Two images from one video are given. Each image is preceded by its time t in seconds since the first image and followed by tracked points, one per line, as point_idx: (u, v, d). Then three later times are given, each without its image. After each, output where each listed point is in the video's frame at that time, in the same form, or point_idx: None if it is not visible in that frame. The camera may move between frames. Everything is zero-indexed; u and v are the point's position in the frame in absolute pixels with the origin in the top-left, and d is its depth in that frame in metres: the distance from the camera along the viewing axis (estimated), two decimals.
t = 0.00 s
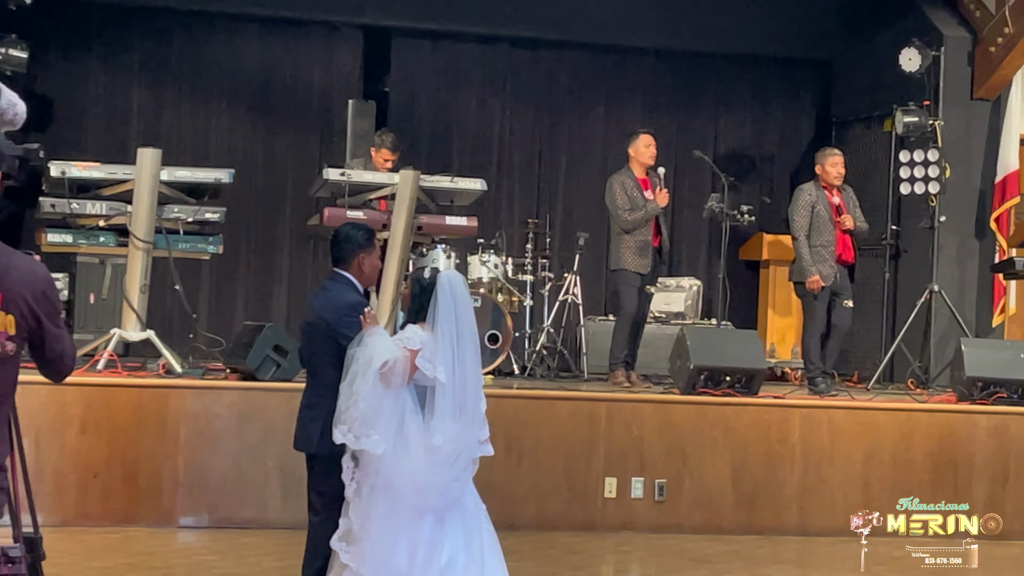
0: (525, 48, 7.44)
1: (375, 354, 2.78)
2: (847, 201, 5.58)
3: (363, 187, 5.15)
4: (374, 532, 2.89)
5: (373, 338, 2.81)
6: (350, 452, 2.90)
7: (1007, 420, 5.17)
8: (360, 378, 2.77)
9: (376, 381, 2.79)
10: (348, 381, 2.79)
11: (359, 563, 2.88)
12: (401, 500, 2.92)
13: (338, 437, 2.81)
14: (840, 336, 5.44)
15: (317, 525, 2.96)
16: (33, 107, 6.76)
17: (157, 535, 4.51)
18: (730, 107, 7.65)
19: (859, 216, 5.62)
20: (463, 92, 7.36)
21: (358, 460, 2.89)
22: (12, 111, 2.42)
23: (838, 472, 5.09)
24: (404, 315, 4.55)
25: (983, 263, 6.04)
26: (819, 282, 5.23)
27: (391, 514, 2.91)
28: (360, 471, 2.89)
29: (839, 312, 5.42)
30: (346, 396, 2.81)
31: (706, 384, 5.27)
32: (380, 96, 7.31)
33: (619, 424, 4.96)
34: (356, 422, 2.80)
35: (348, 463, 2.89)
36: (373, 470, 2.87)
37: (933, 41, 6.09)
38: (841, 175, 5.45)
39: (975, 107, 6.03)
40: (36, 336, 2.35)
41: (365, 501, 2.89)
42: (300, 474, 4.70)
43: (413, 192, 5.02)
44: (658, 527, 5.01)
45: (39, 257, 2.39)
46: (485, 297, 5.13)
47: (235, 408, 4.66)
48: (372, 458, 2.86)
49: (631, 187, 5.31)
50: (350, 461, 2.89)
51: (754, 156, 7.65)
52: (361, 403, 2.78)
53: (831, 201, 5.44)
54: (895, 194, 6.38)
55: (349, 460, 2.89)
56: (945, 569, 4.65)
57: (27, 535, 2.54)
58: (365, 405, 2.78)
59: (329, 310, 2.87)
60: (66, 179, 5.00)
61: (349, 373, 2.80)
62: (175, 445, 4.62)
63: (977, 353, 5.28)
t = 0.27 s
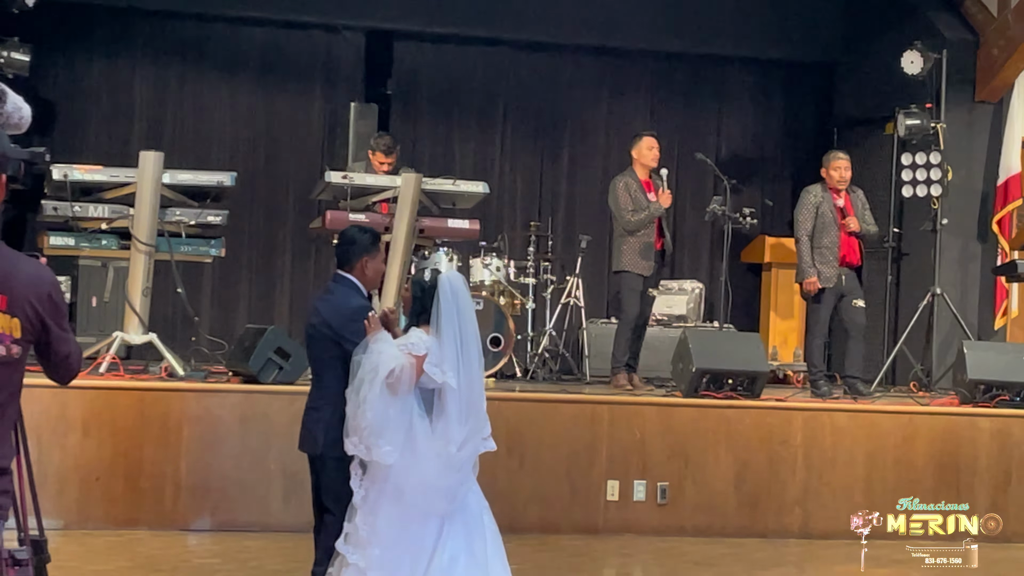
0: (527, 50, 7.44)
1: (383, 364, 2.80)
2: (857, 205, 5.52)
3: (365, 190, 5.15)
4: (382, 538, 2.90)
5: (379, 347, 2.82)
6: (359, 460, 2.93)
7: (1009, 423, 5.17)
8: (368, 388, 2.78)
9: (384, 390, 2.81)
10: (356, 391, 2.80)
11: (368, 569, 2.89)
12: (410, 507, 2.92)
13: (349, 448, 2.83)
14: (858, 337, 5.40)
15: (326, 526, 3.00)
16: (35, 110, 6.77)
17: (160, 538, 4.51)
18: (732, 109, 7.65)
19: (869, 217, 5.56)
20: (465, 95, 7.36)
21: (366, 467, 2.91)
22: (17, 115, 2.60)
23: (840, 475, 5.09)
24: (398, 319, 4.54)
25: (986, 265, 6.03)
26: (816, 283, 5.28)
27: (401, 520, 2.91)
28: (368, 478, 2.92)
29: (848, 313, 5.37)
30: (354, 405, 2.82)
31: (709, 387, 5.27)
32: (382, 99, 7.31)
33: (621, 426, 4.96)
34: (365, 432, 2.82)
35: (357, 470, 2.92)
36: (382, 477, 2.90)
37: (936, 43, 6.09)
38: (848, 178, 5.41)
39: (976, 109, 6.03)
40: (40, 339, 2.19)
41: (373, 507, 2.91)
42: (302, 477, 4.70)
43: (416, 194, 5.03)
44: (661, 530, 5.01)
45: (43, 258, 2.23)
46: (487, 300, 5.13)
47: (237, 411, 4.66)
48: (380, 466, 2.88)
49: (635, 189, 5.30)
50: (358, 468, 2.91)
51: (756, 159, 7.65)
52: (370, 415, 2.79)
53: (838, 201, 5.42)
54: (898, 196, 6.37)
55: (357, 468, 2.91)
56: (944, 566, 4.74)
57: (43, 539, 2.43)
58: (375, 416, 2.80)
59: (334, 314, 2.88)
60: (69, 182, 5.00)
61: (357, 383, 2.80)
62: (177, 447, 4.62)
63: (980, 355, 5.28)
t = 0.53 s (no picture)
0: (529, 53, 7.44)
1: (389, 370, 2.81)
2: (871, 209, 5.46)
3: (367, 193, 5.15)
4: (395, 545, 2.88)
5: (385, 354, 2.83)
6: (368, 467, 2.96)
7: (1012, 426, 5.17)
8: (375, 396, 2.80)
9: (391, 397, 2.82)
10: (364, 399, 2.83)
11: None
12: (422, 514, 2.88)
13: (358, 456, 2.85)
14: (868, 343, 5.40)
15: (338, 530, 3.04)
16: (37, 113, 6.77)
17: (163, 541, 4.52)
18: (734, 111, 7.65)
19: (884, 221, 5.46)
20: (467, 97, 7.36)
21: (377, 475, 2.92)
22: (23, 119, 2.38)
23: (842, 477, 5.08)
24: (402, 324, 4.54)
25: (988, 268, 6.03)
26: (821, 284, 5.28)
27: (412, 528, 2.88)
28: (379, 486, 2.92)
29: (858, 317, 5.34)
30: (362, 414, 2.85)
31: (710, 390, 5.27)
32: (384, 102, 7.31)
33: (623, 429, 4.96)
34: (375, 439, 2.84)
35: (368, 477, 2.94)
36: (392, 484, 2.91)
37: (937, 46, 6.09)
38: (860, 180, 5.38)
39: (978, 112, 6.03)
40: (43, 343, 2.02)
41: (385, 515, 2.91)
42: (304, 480, 4.71)
43: (418, 198, 5.03)
44: (663, 533, 5.01)
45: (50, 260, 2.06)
46: (489, 304, 5.12)
47: (239, 414, 4.66)
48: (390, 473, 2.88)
49: (637, 191, 5.31)
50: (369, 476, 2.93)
51: (758, 161, 7.65)
52: (379, 421, 2.81)
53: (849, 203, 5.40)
54: (899, 199, 6.37)
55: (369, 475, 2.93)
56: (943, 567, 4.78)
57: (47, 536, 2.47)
58: (383, 422, 2.81)
59: (337, 322, 2.91)
60: (71, 185, 4.99)
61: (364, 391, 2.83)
62: (180, 450, 4.62)
63: (982, 358, 5.29)
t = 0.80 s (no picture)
0: (531, 55, 7.44)
1: (402, 364, 2.82)
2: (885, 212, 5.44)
3: (370, 195, 5.15)
4: (412, 542, 2.91)
5: (397, 348, 2.84)
6: (381, 463, 2.90)
7: (1014, 428, 5.17)
8: (389, 390, 2.79)
9: (405, 391, 2.83)
10: (377, 393, 2.81)
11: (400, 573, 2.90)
12: (438, 509, 2.95)
13: (373, 450, 2.83)
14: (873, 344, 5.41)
15: (345, 532, 2.93)
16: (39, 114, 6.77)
17: (165, 543, 4.51)
18: (736, 113, 7.64)
19: (898, 223, 5.42)
20: (469, 99, 7.36)
21: (389, 471, 2.89)
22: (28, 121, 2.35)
23: (844, 479, 5.08)
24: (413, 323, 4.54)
25: (990, 270, 6.03)
26: (837, 284, 5.27)
27: (428, 521, 2.93)
28: (392, 482, 2.90)
29: (865, 318, 5.35)
30: (375, 408, 2.82)
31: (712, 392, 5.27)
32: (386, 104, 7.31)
33: (625, 431, 4.96)
34: (390, 433, 2.83)
35: (381, 474, 2.89)
36: (407, 480, 2.90)
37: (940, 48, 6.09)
38: (875, 183, 5.38)
39: (981, 114, 6.03)
40: (49, 346, 1.98)
41: (400, 511, 2.91)
42: (306, 482, 4.71)
43: (420, 200, 5.01)
44: (665, 535, 5.01)
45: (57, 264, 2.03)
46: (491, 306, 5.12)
47: (241, 416, 4.66)
48: (406, 469, 2.88)
49: (637, 193, 5.30)
50: (382, 472, 2.89)
51: (760, 163, 7.65)
52: (394, 415, 2.81)
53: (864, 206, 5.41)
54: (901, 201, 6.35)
55: (381, 471, 2.89)
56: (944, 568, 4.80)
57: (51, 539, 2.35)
58: (398, 416, 2.82)
59: (346, 321, 2.88)
60: (73, 187, 5.00)
61: (376, 385, 2.81)
62: (182, 452, 4.62)
63: (985, 360, 5.28)
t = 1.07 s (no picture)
0: (533, 56, 7.44)
1: (421, 361, 2.84)
2: (895, 215, 5.43)
3: (372, 197, 5.16)
4: (435, 541, 2.95)
5: (414, 346, 2.86)
6: (402, 462, 2.92)
7: (1016, 429, 5.18)
8: (410, 387, 2.80)
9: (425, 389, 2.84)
10: (396, 392, 2.81)
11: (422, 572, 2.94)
12: (459, 508, 2.98)
13: (396, 449, 2.84)
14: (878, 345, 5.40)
15: (348, 537, 2.87)
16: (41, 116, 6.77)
17: (168, 544, 4.51)
18: (737, 114, 7.64)
19: (907, 228, 5.43)
20: (471, 100, 7.36)
21: (411, 471, 2.91)
22: (36, 124, 2.33)
23: (847, 480, 5.09)
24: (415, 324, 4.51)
25: (992, 271, 6.03)
26: (843, 286, 5.29)
27: (450, 520, 2.97)
28: (414, 482, 2.92)
29: (869, 321, 5.33)
30: (395, 407, 2.83)
31: (715, 394, 5.28)
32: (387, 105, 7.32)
33: (628, 433, 4.96)
34: (412, 432, 2.85)
35: (402, 473, 2.90)
36: (429, 479, 2.92)
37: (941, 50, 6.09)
38: (885, 185, 5.39)
39: (983, 116, 6.03)
40: (55, 347, 1.97)
41: (423, 511, 2.95)
42: (309, 483, 4.71)
43: (422, 201, 5.02)
44: (668, 536, 5.01)
45: (64, 265, 2.02)
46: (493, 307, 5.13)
47: (244, 417, 4.66)
48: (428, 468, 2.91)
49: (637, 196, 5.30)
50: (404, 473, 2.91)
51: (761, 164, 7.65)
52: (415, 413, 2.82)
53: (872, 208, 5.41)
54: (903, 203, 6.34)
55: (403, 472, 2.90)
56: (944, 569, 4.81)
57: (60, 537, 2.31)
58: (419, 415, 2.83)
59: (362, 321, 2.87)
60: (75, 189, 4.99)
61: (395, 383, 2.82)
62: (185, 454, 4.62)
63: (987, 362, 5.28)
